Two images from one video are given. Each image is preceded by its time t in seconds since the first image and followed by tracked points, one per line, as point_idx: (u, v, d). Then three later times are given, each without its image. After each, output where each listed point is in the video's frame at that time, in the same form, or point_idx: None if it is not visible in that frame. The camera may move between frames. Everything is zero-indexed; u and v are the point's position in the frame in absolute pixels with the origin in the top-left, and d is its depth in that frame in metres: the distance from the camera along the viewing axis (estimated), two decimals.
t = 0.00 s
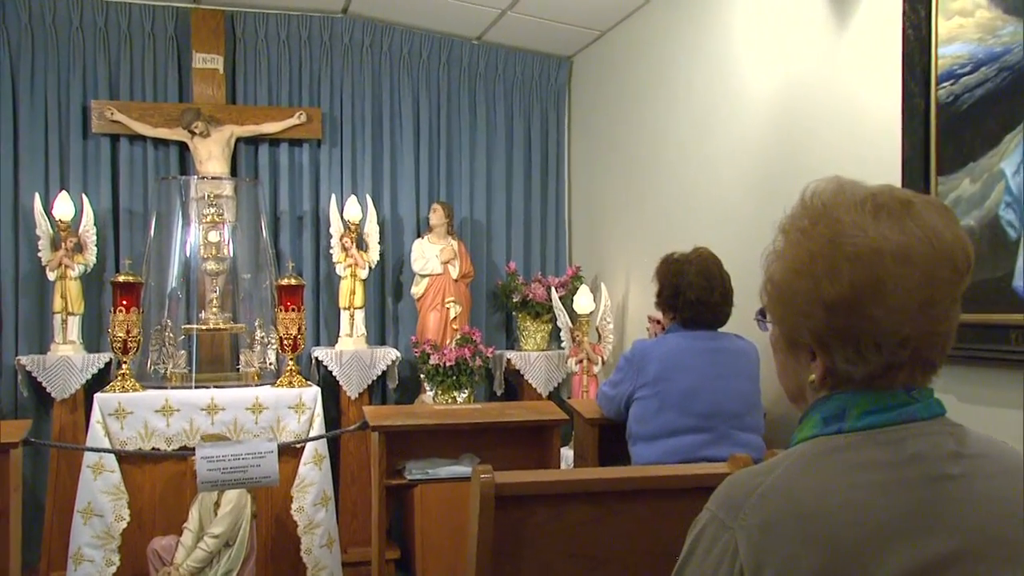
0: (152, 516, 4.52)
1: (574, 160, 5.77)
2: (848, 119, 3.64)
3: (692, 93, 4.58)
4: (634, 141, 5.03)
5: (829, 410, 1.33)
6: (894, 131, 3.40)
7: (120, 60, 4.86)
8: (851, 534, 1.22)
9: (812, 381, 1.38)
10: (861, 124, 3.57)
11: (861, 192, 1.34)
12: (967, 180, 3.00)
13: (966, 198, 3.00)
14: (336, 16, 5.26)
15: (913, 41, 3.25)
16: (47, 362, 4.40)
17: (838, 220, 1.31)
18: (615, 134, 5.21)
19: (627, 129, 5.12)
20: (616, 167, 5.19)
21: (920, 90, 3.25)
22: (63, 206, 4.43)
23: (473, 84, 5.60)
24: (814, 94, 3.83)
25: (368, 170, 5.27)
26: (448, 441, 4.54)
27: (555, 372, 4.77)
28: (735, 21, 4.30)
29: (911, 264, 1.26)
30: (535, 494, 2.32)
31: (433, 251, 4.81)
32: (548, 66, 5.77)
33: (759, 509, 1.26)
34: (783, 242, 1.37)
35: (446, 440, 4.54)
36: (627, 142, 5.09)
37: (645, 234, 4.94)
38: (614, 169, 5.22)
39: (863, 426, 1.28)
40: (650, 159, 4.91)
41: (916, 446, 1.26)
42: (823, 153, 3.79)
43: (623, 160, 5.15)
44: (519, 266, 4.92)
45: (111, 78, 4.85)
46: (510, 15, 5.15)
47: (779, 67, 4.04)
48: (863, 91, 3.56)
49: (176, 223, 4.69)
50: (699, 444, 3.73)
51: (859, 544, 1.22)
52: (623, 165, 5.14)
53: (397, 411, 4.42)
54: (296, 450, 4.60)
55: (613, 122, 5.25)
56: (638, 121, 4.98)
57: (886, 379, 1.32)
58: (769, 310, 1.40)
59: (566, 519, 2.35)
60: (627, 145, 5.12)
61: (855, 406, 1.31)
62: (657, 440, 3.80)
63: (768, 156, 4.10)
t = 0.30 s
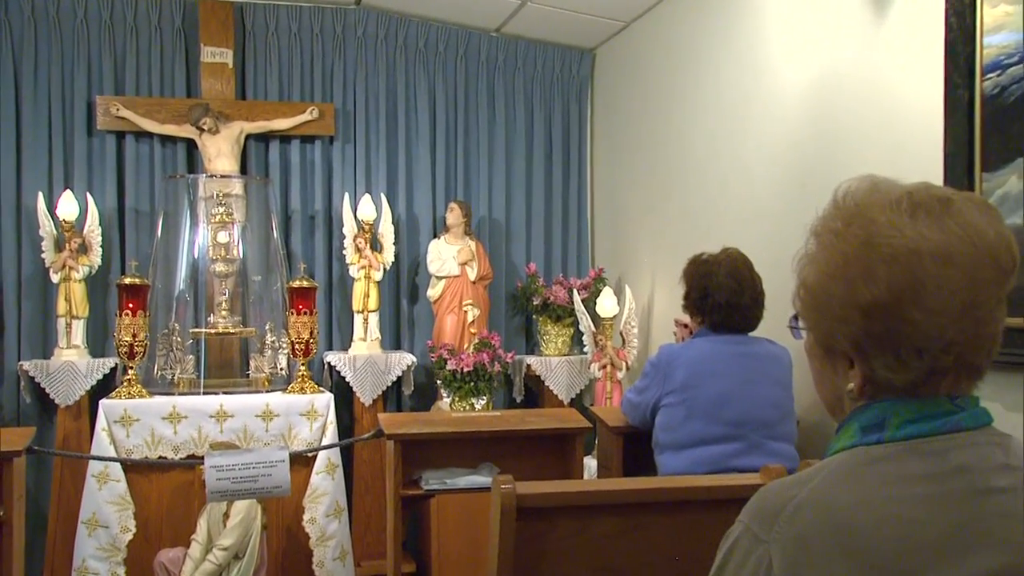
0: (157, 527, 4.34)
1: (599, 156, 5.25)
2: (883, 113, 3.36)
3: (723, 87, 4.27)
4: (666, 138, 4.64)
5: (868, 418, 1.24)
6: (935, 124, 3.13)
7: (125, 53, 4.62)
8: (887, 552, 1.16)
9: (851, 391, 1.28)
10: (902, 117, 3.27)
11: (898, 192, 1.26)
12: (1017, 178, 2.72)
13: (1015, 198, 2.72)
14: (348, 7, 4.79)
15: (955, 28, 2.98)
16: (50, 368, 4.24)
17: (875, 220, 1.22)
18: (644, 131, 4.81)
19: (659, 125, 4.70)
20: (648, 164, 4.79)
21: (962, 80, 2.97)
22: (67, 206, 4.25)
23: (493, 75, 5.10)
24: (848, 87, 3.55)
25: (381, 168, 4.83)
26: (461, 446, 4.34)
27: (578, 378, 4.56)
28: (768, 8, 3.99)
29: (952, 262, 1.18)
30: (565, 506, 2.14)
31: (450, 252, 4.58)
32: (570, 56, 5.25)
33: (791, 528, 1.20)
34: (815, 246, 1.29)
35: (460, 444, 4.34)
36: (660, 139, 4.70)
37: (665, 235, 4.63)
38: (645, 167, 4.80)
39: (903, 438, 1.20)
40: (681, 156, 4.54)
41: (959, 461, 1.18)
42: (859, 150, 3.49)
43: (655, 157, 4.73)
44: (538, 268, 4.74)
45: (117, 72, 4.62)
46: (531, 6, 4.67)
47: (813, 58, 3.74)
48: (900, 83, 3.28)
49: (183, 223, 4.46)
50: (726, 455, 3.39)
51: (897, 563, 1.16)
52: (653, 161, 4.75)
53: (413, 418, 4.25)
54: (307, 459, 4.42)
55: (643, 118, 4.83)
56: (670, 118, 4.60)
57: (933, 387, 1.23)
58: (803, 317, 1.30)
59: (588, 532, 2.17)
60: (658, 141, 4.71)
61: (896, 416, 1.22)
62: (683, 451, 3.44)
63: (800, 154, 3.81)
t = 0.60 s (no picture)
0: (163, 541, 4.18)
1: (623, 154, 4.98)
2: (925, 108, 3.12)
3: (751, 81, 4.03)
4: (693, 135, 4.39)
5: (910, 427, 1.05)
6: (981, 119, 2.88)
7: (131, 48, 4.46)
8: None
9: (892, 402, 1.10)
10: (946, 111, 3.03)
11: (938, 187, 1.09)
12: None
13: None
14: None
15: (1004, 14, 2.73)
16: (54, 374, 4.08)
17: (913, 218, 1.05)
18: (669, 128, 4.56)
19: (684, 121, 4.45)
20: (674, 162, 4.53)
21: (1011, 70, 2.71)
22: (70, 207, 4.10)
23: (511, 69, 4.84)
24: (887, 80, 3.31)
25: (396, 166, 4.61)
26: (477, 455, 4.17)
27: (600, 385, 4.36)
28: None
29: (1001, 258, 1.00)
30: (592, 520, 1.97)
31: (467, 253, 4.40)
32: (592, 50, 4.98)
33: (831, 539, 1.00)
34: (851, 246, 1.11)
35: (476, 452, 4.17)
36: (686, 136, 4.45)
37: (688, 237, 4.38)
38: (672, 166, 4.54)
39: (950, 449, 1.01)
40: (707, 154, 4.29)
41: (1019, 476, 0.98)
42: (899, 148, 3.25)
43: (681, 156, 4.47)
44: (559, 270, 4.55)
45: (123, 67, 4.47)
46: None
47: (848, 49, 3.50)
48: (943, 75, 3.04)
49: (191, 223, 4.30)
50: (757, 473, 3.13)
51: None
52: (681, 158, 4.48)
53: (430, 427, 4.07)
54: (318, 469, 4.24)
55: (668, 115, 4.57)
56: (698, 115, 4.35)
57: (997, 400, 1.03)
58: (838, 325, 1.13)
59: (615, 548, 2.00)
60: (683, 139, 4.47)
61: (941, 425, 1.03)
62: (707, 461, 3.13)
63: (835, 152, 3.57)
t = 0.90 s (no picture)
0: (171, 553, 4.02)
1: (650, 151, 4.74)
2: (974, 99, 2.89)
3: (783, 73, 3.81)
4: (724, 130, 4.15)
5: (958, 438, 1.01)
6: None
7: (139, 41, 4.30)
8: None
9: (941, 414, 1.05)
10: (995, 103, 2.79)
11: (988, 185, 1.04)
12: None
13: None
14: None
15: None
16: (59, 379, 3.93)
17: (962, 219, 1.01)
18: (698, 124, 4.34)
19: (714, 116, 4.22)
20: (704, 159, 4.30)
21: None
22: (76, 206, 3.95)
23: (533, 63, 4.62)
24: (931, 69, 3.07)
25: (413, 163, 4.42)
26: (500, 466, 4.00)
27: (627, 392, 4.17)
28: None
29: None
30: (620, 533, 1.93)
31: (488, 254, 4.22)
32: (618, 42, 4.74)
33: (876, 551, 0.98)
34: (894, 248, 1.08)
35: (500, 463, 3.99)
36: (715, 131, 4.22)
37: (718, 237, 4.16)
38: (702, 163, 4.31)
39: (1000, 463, 0.97)
40: (738, 150, 4.06)
41: None
42: (945, 142, 3.01)
43: (710, 152, 4.24)
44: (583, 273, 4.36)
45: (131, 62, 4.31)
46: None
47: (889, 37, 3.27)
48: (993, 63, 2.80)
49: (201, 223, 4.14)
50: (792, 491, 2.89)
51: None
52: (711, 155, 4.24)
53: (449, 436, 3.89)
54: (333, 478, 4.08)
55: (696, 109, 4.34)
56: (728, 109, 4.12)
57: None
58: (880, 331, 1.09)
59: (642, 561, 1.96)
60: (713, 134, 4.24)
61: (992, 436, 0.99)
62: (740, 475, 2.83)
63: (875, 146, 3.33)
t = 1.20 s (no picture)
0: (180, 566, 3.87)
1: (676, 149, 4.53)
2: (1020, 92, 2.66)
3: (814, 66, 3.61)
4: (756, 126, 3.94)
5: (1005, 449, 0.97)
6: None
7: (146, 36, 4.16)
8: None
9: (988, 421, 1.00)
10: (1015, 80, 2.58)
11: None
12: None
13: None
14: None
15: None
16: (64, 387, 3.79)
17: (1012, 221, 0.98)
18: (727, 120, 4.14)
19: (743, 111, 4.02)
20: (731, 157, 4.11)
21: None
22: (82, 206, 3.81)
23: (555, 57, 4.43)
24: (972, 57, 2.84)
25: (430, 162, 4.26)
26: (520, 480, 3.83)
27: (653, 399, 4.00)
28: None
29: None
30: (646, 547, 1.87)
31: (507, 256, 4.06)
32: (644, 35, 4.54)
33: (921, 569, 0.96)
34: (937, 250, 1.03)
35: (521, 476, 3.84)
36: (745, 127, 4.01)
37: (749, 238, 3.96)
38: (731, 161, 4.10)
39: None
40: (770, 146, 3.85)
41: None
42: (987, 129, 2.75)
43: (738, 149, 4.06)
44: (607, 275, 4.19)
45: (140, 58, 4.17)
46: None
47: (927, 26, 3.06)
48: None
49: (211, 224, 3.99)
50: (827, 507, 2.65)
51: None
52: (741, 152, 4.04)
53: (468, 445, 3.73)
54: (347, 489, 3.92)
55: (723, 105, 4.15)
56: (760, 103, 3.90)
57: None
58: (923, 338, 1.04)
59: None
60: (742, 130, 4.03)
61: None
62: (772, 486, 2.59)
63: (915, 138, 3.10)
